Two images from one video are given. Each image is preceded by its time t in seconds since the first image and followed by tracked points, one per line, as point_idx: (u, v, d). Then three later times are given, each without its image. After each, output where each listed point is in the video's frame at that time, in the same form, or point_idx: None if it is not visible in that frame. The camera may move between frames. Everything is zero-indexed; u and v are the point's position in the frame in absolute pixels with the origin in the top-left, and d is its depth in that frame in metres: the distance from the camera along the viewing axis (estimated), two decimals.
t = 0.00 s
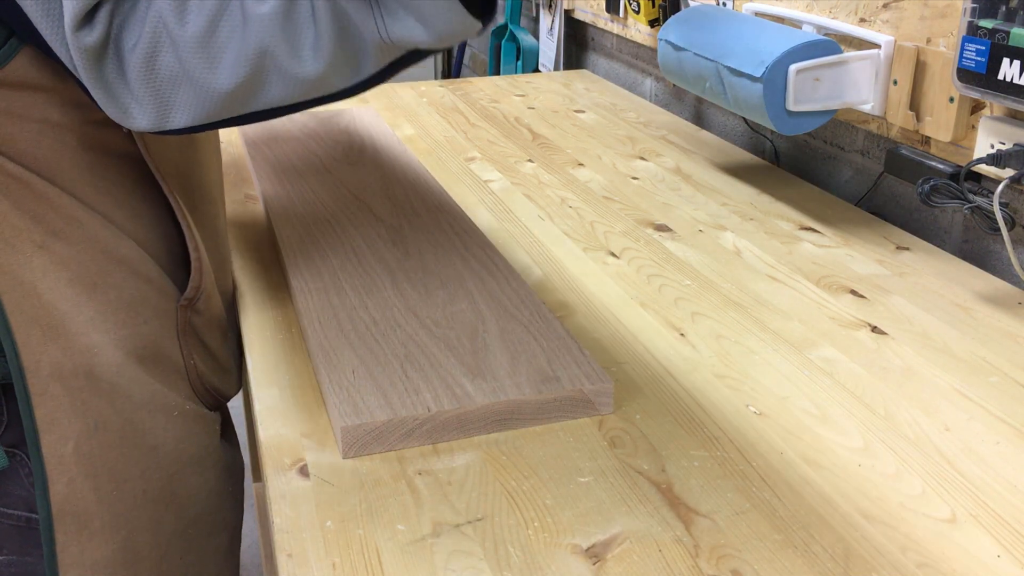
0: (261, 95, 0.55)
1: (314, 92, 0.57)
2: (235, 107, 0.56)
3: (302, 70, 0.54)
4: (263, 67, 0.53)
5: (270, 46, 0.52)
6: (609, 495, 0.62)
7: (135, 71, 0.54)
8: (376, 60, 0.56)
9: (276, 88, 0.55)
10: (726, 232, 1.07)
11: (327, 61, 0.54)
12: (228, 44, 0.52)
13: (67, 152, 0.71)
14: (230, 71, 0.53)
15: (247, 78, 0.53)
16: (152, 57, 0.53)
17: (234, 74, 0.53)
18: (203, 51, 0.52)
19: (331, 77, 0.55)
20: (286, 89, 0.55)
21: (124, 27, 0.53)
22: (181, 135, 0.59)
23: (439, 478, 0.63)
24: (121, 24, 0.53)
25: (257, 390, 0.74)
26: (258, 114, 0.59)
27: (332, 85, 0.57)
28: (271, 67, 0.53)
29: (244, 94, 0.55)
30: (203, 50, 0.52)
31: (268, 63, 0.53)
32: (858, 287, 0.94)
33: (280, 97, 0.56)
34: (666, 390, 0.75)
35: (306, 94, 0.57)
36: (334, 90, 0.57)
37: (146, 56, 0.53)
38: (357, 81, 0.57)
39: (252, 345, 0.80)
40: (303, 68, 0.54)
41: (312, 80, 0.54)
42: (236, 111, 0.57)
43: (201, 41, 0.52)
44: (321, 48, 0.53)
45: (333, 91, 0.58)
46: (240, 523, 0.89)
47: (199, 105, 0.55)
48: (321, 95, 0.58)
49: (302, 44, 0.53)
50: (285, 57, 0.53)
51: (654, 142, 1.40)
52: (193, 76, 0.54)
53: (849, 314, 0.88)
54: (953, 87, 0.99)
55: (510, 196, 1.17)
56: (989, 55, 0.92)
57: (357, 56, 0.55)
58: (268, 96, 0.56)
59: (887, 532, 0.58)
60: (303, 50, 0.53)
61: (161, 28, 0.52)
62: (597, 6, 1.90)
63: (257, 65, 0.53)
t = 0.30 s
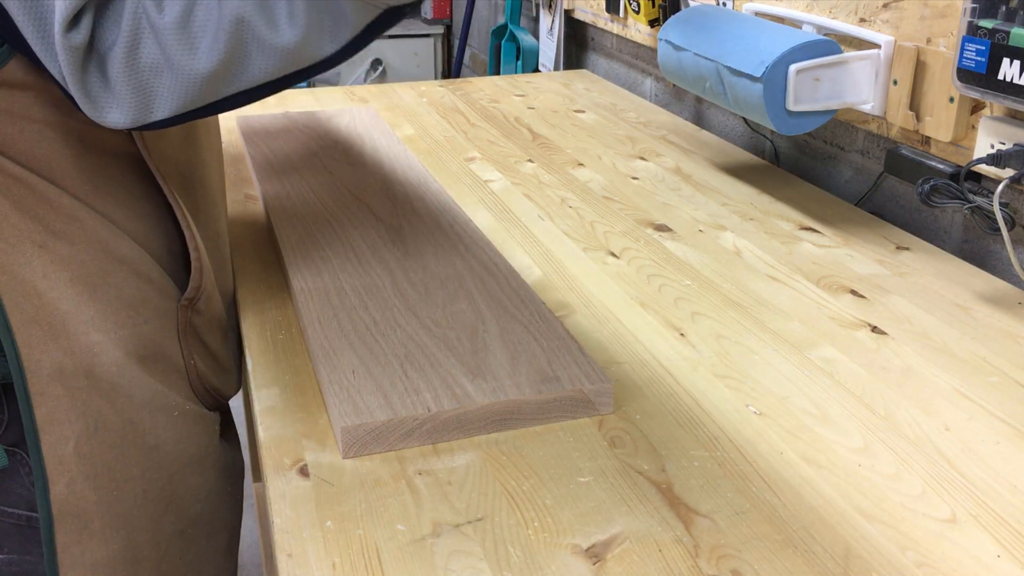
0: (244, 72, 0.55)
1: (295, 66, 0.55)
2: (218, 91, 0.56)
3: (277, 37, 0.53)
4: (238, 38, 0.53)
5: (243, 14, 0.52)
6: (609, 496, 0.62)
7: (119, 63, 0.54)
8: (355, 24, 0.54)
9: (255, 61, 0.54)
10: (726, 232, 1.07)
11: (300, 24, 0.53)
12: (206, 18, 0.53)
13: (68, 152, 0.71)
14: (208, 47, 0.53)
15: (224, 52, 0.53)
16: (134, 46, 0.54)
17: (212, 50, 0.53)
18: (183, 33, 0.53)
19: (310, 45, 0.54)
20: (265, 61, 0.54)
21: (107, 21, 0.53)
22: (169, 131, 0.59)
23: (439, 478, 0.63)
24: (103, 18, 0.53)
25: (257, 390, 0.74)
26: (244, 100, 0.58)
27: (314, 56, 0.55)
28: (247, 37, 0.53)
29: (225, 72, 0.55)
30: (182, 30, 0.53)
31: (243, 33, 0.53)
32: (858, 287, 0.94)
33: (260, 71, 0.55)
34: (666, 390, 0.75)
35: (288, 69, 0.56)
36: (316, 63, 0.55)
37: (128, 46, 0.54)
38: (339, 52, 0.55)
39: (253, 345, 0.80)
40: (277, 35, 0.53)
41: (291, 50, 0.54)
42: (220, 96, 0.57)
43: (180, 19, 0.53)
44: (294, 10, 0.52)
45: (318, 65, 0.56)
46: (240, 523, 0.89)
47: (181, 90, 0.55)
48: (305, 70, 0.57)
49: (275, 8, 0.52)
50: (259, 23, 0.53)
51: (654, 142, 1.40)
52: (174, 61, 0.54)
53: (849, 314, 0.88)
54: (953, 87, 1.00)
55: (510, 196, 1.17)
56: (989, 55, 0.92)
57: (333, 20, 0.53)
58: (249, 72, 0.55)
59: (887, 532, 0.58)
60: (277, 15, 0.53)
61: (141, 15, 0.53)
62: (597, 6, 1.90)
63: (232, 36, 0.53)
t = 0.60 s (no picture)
0: (239, 60, 0.55)
1: (291, 53, 0.55)
2: (211, 82, 0.56)
3: (272, 22, 0.53)
4: (232, 25, 0.53)
5: (236, 1, 0.52)
6: (609, 495, 0.62)
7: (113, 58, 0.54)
8: (349, 7, 0.54)
9: (251, 47, 0.54)
10: (726, 232, 1.07)
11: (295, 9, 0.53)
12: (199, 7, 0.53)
13: (68, 152, 0.71)
14: (204, 36, 0.53)
15: (220, 40, 0.53)
16: (128, 39, 0.54)
17: (208, 39, 0.53)
18: (178, 24, 0.53)
19: (306, 31, 0.54)
20: (261, 48, 0.54)
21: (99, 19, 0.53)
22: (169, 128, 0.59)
23: (439, 478, 0.63)
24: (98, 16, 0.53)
25: (257, 390, 0.74)
26: (241, 91, 0.58)
27: (312, 42, 0.55)
28: (241, 23, 0.53)
29: (220, 61, 0.55)
30: (176, 21, 0.53)
31: (237, 19, 0.53)
32: (858, 287, 0.94)
33: (257, 58, 0.55)
34: (666, 390, 0.75)
35: (282, 56, 0.55)
36: (312, 49, 0.55)
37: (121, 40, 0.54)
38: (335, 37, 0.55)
39: (253, 345, 0.80)
40: (273, 20, 0.53)
41: (284, 36, 0.54)
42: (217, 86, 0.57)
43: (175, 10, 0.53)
44: None
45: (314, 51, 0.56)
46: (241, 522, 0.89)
47: (177, 83, 0.55)
48: (300, 56, 0.56)
49: None
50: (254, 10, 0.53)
51: (654, 142, 1.40)
52: (169, 52, 0.54)
53: (849, 314, 0.88)
54: (953, 87, 1.00)
55: (510, 196, 1.17)
56: (989, 55, 0.92)
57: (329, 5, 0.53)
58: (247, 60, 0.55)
59: (887, 532, 0.58)
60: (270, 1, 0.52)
61: (135, 7, 0.53)
62: (597, 6, 1.90)
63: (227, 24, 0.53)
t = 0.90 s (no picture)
0: (217, 54, 0.54)
1: (272, 48, 0.54)
2: (190, 82, 0.56)
3: (252, 18, 0.52)
4: (210, 19, 0.52)
5: None
6: (608, 495, 0.62)
7: (89, 60, 0.54)
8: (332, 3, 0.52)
9: (229, 41, 0.53)
10: (726, 232, 1.07)
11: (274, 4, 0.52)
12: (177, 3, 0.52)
13: (68, 153, 0.71)
14: (182, 33, 0.53)
15: (199, 34, 0.53)
16: (105, 41, 0.53)
17: (185, 36, 0.53)
18: (156, 23, 0.52)
19: (286, 28, 0.53)
20: (239, 42, 0.53)
21: (74, 18, 0.52)
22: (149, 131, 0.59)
23: (439, 478, 0.63)
24: (74, 15, 0.53)
25: (257, 390, 0.74)
26: (222, 91, 0.58)
27: (290, 40, 0.54)
28: (220, 17, 0.52)
29: (199, 58, 0.54)
30: (155, 20, 0.52)
31: (214, 11, 0.52)
32: (858, 287, 0.94)
33: (235, 53, 0.54)
34: (666, 390, 0.75)
35: (262, 52, 0.54)
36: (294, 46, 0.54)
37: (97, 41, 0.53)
38: (317, 37, 0.54)
39: (253, 345, 0.80)
40: (252, 15, 0.52)
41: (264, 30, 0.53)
42: (196, 84, 0.57)
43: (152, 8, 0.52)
44: None
45: (292, 51, 0.55)
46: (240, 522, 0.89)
47: (157, 81, 0.55)
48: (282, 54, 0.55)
49: None
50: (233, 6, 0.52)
51: (654, 142, 1.40)
52: (146, 52, 0.54)
53: (849, 314, 0.88)
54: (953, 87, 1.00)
55: (510, 196, 1.17)
56: (989, 55, 0.92)
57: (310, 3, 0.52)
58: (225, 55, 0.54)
59: (887, 532, 0.58)
60: None
61: (112, 9, 0.52)
62: (597, 6, 1.90)
63: (205, 18, 0.52)
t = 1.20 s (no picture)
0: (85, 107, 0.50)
1: (141, 126, 0.51)
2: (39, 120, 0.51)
3: (142, 83, 0.50)
4: (95, 65, 0.50)
5: (106, 50, 0.50)
6: (608, 496, 0.62)
7: None
8: (228, 103, 0.51)
9: (106, 94, 0.50)
10: (726, 232, 1.07)
11: (171, 77, 0.50)
12: (63, 41, 0.50)
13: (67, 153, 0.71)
14: (58, 67, 0.50)
15: (74, 75, 0.50)
16: None
17: (61, 69, 0.50)
18: (33, 53, 0.50)
19: (170, 105, 0.51)
20: (112, 102, 0.50)
21: None
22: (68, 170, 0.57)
23: (439, 478, 0.63)
24: None
25: (257, 390, 0.74)
26: (73, 146, 0.52)
27: (167, 122, 0.51)
28: (106, 70, 0.50)
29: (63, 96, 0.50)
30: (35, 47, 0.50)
31: (103, 62, 0.50)
32: (858, 287, 0.94)
33: (107, 112, 0.50)
34: (666, 390, 0.75)
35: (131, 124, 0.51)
36: (168, 132, 0.51)
37: None
38: (196, 134, 0.52)
39: (253, 345, 0.80)
40: (143, 81, 0.50)
41: (146, 102, 0.50)
42: (41, 128, 0.51)
43: (36, 34, 0.50)
44: (169, 61, 0.50)
45: (165, 140, 0.52)
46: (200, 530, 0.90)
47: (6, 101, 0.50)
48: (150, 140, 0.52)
49: (151, 57, 0.50)
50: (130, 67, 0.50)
51: (654, 142, 1.40)
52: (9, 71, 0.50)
53: (849, 314, 0.88)
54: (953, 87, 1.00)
55: (510, 196, 1.17)
56: (989, 55, 0.92)
57: (207, 92, 0.51)
58: (93, 111, 0.50)
59: (886, 531, 0.58)
60: (151, 63, 0.50)
61: None
62: (597, 6, 1.90)
63: (90, 63, 0.50)
